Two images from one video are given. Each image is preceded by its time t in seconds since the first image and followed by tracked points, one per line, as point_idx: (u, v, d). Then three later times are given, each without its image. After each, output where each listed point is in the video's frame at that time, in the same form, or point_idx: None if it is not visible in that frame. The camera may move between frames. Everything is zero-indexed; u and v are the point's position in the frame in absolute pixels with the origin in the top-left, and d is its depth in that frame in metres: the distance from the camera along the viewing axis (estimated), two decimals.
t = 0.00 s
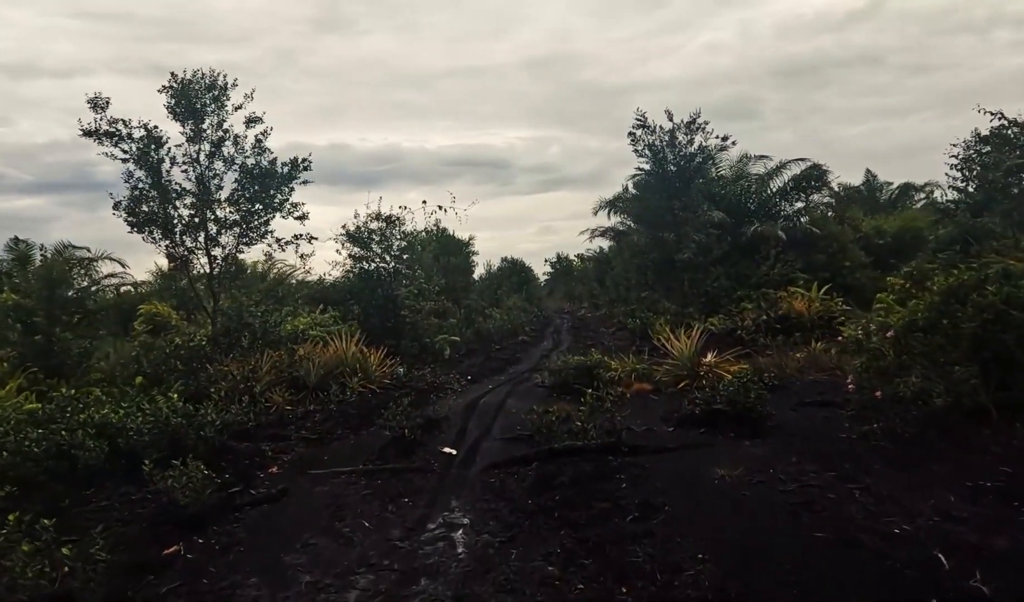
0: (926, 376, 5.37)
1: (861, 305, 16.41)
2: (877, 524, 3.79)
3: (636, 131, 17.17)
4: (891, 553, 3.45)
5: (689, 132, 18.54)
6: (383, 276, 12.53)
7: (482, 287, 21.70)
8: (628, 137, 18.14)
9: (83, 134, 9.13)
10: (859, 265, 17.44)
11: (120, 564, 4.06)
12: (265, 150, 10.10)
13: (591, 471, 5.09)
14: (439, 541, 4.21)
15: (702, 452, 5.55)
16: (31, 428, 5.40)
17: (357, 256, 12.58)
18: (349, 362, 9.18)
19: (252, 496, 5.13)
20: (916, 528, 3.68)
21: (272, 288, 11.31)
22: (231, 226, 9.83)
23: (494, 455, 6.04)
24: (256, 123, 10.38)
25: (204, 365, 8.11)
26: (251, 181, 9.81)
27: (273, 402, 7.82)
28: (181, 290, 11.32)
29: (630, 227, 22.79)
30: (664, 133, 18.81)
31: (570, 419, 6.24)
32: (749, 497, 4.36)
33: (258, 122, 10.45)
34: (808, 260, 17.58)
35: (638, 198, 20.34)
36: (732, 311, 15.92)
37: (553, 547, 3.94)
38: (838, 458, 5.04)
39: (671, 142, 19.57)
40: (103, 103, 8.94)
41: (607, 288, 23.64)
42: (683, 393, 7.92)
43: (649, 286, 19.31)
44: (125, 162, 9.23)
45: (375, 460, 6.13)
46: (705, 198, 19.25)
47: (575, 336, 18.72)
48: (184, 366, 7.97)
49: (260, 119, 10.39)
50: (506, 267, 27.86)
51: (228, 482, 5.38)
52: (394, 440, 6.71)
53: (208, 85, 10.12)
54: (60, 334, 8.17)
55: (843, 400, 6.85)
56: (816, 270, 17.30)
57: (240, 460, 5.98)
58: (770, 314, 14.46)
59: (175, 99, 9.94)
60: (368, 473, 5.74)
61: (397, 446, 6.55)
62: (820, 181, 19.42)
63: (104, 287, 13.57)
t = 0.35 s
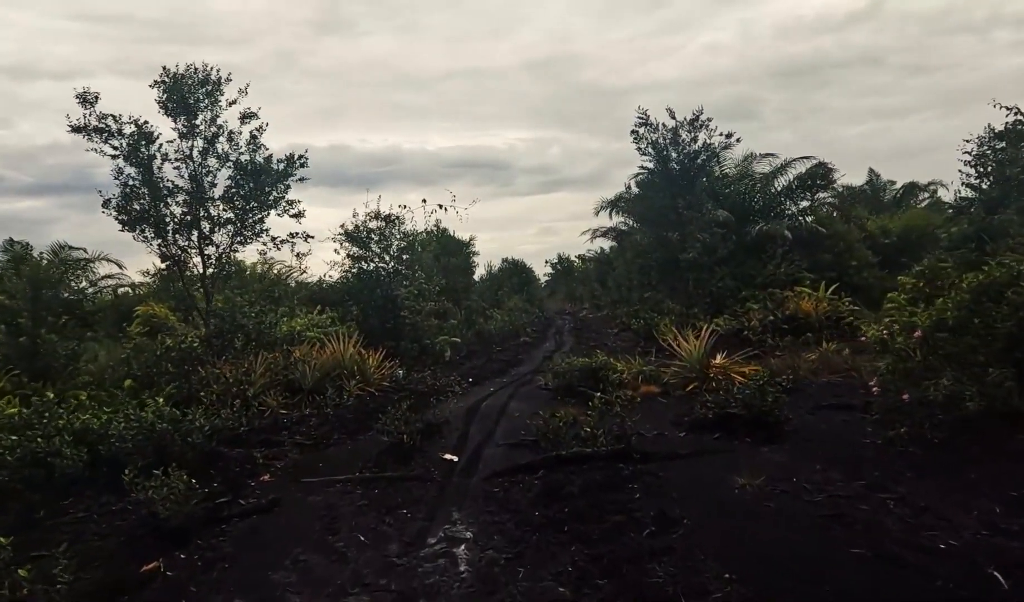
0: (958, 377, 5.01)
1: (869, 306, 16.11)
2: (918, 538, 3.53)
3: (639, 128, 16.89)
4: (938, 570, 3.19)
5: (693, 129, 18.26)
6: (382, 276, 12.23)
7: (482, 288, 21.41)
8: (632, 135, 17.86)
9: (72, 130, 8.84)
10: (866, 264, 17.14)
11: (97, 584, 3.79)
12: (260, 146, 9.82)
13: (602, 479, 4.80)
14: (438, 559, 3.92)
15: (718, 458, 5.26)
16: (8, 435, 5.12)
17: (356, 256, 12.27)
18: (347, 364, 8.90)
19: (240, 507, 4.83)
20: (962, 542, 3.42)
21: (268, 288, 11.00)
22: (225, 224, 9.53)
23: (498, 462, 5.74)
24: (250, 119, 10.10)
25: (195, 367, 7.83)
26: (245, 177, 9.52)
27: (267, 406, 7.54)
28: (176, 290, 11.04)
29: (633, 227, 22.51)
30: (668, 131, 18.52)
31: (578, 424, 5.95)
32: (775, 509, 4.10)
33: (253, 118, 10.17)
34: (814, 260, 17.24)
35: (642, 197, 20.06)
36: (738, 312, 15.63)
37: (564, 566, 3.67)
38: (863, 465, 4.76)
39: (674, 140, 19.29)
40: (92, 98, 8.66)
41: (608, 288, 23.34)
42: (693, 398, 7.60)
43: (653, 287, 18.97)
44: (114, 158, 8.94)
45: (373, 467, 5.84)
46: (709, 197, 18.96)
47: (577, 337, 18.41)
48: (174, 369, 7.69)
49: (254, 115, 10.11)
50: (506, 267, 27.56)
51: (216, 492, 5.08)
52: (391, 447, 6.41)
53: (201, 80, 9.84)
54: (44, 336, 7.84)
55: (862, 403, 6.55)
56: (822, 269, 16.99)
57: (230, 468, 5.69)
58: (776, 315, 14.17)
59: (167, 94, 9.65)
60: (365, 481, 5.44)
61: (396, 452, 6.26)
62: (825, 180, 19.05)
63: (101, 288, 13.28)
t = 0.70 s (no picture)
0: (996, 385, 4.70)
1: (883, 308, 15.79)
2: (970, 559, 3.37)
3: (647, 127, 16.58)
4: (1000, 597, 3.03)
5: (701, 128, 17.96)
6: (386, 278, 11.99)
7: (487, 290, 21.12)
8: (639, 134, 17.56)
9: (66, 129, 8.59)
10: (878, 266, 16.82)
11: None
12: (260, 145, 9.58)
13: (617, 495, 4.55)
14: (443, 580, 3.66)
15: (739, 469, 4.99)
16: None
17: (359, 258, 12.01)
18: (350, 368, 8.66)
19: (235, 522, 4.57)
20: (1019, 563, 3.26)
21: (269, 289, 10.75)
22: (224, 225, 9.29)
23: (508, 472, 5.50)
24: (250, 117, 9.88)
25: (193, 373, 7.59)
26: (246, 177, 9.30)
27: (266, 412, 7.28)
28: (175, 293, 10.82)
29: (640, 228, 22.20)
30: (676, 130, 18.21)
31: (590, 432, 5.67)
32: (810, 525, 3.89)
33: (253, 117, 9.95)
34: (824, 261, 16.92)
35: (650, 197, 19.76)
36: (748, 313, 15.30)
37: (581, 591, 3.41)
38: (896, 476, 4.53)
39: (682, 139, 19.01)
40: (87, 96, 8.43)
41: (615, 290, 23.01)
42: (709, 405, 7.32)
43: (660, 288, 18.64)
44: (110, 158, 8.70)
45: (374, 477, 5.58)
46: (718, 197, 18.65)
47: (583, 340, 18.11)
48: (171, 375, 7.45)
49: (255, 114, 9.90)
50: (510, 269, 27.23)
51: (209, 506, 4.82)
52: (394, 456, 6.14)
53: (200, 77, 9.61)
54: (36, 340, 7.57)
55: (887, 410, 6.29)
56: (833, 270, 16.69)
57: (225, 479, 5.42)
58: (788, 317, 13.85)
59: (164, 92, 9.41)
60: (366, 493, 5.17)
61: (400, 462, 6.00)
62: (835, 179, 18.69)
63: (103, 289, 13.18)
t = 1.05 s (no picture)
0: None
1: (896, 308, 15.42)
2: (1019, 576, 3.13)
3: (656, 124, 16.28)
4: None
5: (710, 126, 17.63)
6: (389, 277, 11.73)
7: (492, 290, 20.83)
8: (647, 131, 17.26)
9: (60, 124, 8.38)
10: (891, 265, 16.47)
11: None
12: (259, 140, 9.36)
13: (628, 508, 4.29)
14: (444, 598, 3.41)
15: (757, 476, 4.70)
16: None
17: (362, 257, 11.75)
18: (350, 369, 8.42)
19: (221, 533, 4.32)
20: None
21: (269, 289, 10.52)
22: (222, 221, 9.06)
23: (513, 479, 5.23)
24: (249, 112, 9.67)
25: (188, 374, 7.34)
26: (244, 173, 9.07)
27: (262, 415, 7.02)
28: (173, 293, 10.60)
29: (647, 227, 21.87)
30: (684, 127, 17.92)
31: (596, 438, 5.41)
32: (840, 539, 3.63)
33: (252, 112, 9.73)
34: (835, 260, 16.57)
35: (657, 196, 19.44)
36: (758, 314, 14.96)
37: None
38: (928, 485, 4.26)
39: (690, 137, 18.72)
40: (80, 89, 8.22)
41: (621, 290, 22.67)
42: (723, 409, 7.04)
43: (668, 289, 18.32)
44: (105, 153, 8.47)
45: (371, 484, 5.32)
46: (727, 196, 18.32)
47: (590, 341, 17.81)
48: (166, 376, 7.22)
49: (253, 108, 9.67)
50: (515, 269, 26.94)
51: (195, 515, 4.58)
52: (392, 462, 5.87)
53: (197, 71, 9.39)
54: (24, 340, 7.35)
55: (912, 413, 6.00)
56: (844, 270, 16.34)
57: (215, 485, 5.19)
58: (800, 317, 13.51)
59: (160, 86, 9.19)
60: (361, 501, 4.91)
61: (399, 468, 5.73)
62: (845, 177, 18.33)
63: (107, 290, 13.05)
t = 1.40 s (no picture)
0: None
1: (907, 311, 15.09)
2: None
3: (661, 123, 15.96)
4: None
5: (716, 125, 17.31)
6: (390, 280, 11.44)
7: (494, 292, 20.56)
8: (653, 130, 16.96)
9: (46, 121, 8.11)
10: (901, 267, 16.15)
11: None
12: (253, 139, 9.09)
13: (639, 529, 4.00)
14: None
15: (776, 492, 4.40)
16: None
17: (361, 259, 11.45)
18: (347, 375, 8.13)
19: (199, 554, 4.04)
20: None
21: (266, 292, 10.26)
22: (214, 222, 8.78)
23: (514, 494, 4.93)
24: (243, 109, 9.39)
25: (176, 381, 7.06)
26: (237, 172, 8.79)
27: (253, 423, 6.74)
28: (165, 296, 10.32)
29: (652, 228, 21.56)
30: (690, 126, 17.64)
31: (603, 450, 5.11)
32: (873, 564, 3.36)
33: (246, 109, 9.45)
34: (843, 262, 16.22)
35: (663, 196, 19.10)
36: (766, 316, 14.64)
37: None
38: (962, 502, 3.98)
39: (697, 136, 18.42)
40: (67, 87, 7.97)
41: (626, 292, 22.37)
42: (737, 418, 6.74)
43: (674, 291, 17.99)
44: (92, 151, 8.20)
45: (364, 500, 5.03)
46: (734, 195, 17.87)
47: (593, 344, 17.49)
48: (153, 383, 6.94)
49: (247, 105, 9.40)
50: (518, 271, 26.65)
51: (173, 534, 4.29)
52: (388, 474, 5.58)
53: (190, 67, 9.12)
54: (7, 345, 7.09)
55: (938, 424, 5.68)
56: (853, 272, 16.00)
57: (199, 498, 4.93)
58: (809, 319, 13.19)
59: (151, 83, 8.92)
60: (353, 517, 4.62)
61: (394, 480, 5.43)
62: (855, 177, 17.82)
63: (107, 293, 12.78)
